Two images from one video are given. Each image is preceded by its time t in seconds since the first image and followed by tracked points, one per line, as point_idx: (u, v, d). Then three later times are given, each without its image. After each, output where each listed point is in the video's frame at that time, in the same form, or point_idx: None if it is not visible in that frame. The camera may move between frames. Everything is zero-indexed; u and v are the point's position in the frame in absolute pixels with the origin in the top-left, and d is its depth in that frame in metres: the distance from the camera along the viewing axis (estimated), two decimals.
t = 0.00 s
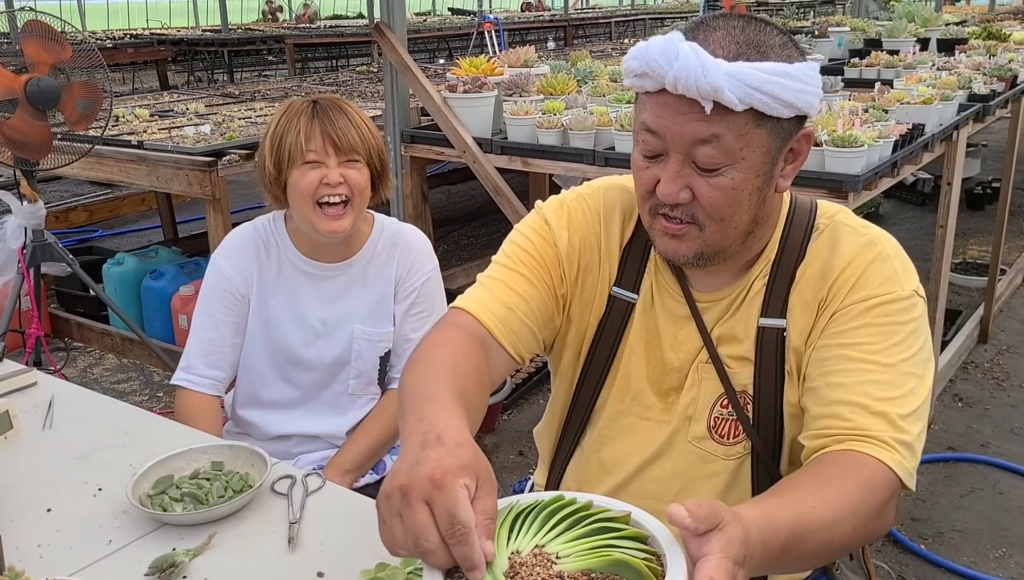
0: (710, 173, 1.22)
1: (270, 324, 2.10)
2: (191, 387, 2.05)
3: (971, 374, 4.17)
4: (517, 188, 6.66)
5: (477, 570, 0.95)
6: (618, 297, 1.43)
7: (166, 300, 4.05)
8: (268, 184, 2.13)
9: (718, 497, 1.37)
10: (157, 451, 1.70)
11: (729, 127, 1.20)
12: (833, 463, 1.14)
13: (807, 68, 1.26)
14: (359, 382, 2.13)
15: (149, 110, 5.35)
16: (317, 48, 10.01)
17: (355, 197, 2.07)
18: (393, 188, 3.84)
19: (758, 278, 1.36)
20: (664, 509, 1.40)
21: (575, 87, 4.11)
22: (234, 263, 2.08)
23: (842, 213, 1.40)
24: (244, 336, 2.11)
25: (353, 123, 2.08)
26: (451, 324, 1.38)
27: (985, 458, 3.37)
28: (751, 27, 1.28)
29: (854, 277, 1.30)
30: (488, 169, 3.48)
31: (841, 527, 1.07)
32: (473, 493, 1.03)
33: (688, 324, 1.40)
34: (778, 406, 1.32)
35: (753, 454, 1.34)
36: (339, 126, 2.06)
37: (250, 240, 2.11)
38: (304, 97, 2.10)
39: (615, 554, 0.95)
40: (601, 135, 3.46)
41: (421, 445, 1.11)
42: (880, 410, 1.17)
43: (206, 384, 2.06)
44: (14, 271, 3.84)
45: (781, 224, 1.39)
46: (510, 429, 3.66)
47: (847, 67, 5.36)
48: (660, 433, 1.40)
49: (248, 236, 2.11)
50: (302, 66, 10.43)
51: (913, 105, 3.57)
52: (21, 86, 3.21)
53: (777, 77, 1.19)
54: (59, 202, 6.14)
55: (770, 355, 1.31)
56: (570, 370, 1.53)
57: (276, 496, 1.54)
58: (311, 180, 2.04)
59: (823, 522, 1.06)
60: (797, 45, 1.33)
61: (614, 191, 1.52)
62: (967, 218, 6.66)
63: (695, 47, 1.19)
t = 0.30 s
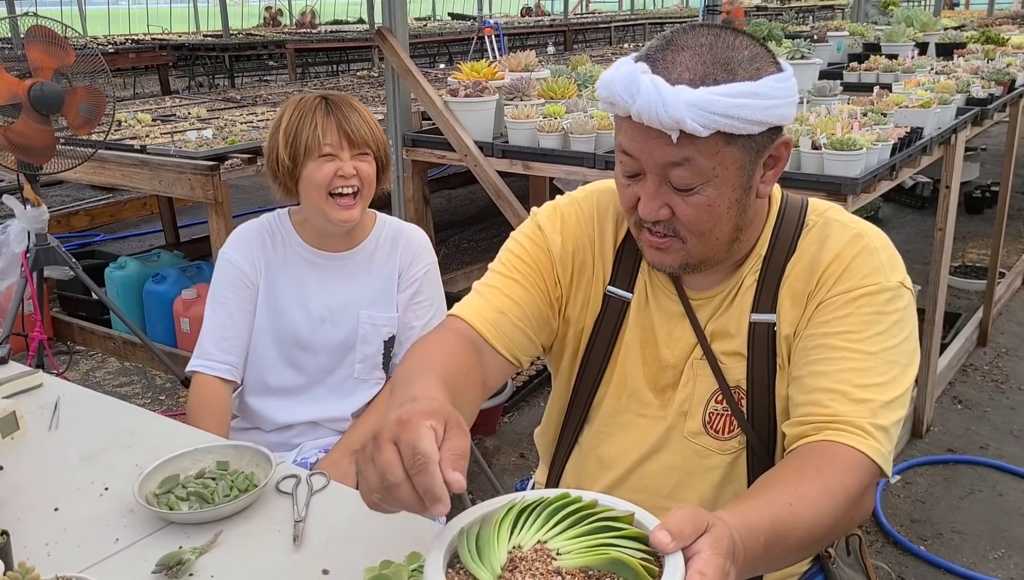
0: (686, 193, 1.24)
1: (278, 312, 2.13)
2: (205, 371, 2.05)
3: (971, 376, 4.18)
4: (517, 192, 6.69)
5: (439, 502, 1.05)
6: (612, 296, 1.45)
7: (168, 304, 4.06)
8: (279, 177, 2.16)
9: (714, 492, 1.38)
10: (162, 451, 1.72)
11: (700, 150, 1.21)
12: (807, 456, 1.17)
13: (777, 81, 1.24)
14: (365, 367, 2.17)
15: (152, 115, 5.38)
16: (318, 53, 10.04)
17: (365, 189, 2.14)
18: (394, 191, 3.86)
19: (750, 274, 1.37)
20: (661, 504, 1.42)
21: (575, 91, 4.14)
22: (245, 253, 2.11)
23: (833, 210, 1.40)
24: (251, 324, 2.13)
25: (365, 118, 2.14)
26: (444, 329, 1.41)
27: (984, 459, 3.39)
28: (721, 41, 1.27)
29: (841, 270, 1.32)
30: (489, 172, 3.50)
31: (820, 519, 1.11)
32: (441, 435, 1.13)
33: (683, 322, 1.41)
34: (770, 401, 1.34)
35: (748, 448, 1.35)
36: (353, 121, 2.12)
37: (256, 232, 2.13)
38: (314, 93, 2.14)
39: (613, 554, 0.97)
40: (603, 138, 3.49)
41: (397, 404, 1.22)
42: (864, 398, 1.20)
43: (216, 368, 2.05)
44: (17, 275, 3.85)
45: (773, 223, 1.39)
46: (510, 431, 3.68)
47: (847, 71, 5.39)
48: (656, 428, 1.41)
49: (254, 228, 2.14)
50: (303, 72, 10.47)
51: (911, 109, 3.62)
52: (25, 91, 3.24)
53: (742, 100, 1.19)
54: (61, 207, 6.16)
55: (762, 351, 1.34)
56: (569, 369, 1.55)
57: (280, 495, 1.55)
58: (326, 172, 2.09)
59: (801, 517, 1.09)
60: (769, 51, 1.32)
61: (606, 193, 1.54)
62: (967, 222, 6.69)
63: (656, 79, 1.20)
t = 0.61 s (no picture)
0: (678, 199, 1.25)
1: (277, 311, 2.15)
2: (204, 366, 2.10)
3: (971, 379, 4.19)
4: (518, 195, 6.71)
5: (402, 573, 1.17)
6: (609, 298, 1.47)
7: (171, 308, 4.08)
8: (276, 175, 2.20)
9: (712, 491, 1.40)
10: (168, 453, 1.73)
11: (692, 157, 1.22)
12: (804, 454, 1.18)
13: (768, 91, 1.26)
14: (366, 360, 2.18)
15: (154, 120, 5.40)
16: (319, 58, 10.08)
17: (360, 186, 2.18)
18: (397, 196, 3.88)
19: (748, 276, 1.39)
20: (660, 503, 1.43)
21: (576, 95, 4.16)
22: (244, 254, 2.15)
23: (830, 211, 1.42)
24: (250, 325, 2.16)
25: (360, 118, 2.19)
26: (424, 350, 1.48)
27: (984, 461, 3.40)
28: (714, 49, 1.29)
29: (837, 268, 1.33)
30: (491, 176, 3.52)
31: (824, 517, 1.12)
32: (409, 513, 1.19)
33: (681, 323, 1.42)
34: (768, 402, 1.35)
35: (745, 449, 1.37)
36: (348, 120, 2.17)
37: (254, 235, 2.17)
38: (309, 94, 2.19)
39: (607, 556, 0.97)
40: (604, 142, 3.51)
41: (373, 459, 1.24)
42: (856, 389, 1.21)
43: (217, 362, 2.09)
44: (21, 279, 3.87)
45: (771, 224, 1.41)
46: (512, 434, 3.69)
47: (847, 75, 5.41)
48: (654, 428, 1.43)
49: (253, 231, 2.18)
50: (304, 76, 10.51)
51: (910, 112, 3.65)
52: (30, 96, 3.25)
53: (731, 109, 1.20)
54: (63, 211, 6.19)
55: (759, 350, 1.35)
56: (569, 367, 1.57)
57: (286, 496, 1.57)
58: (322, 169, 2.13)
59: (804, 519, 1.10)
60: (761, 58, 1.33)
61: (601, 202, 1.55)
62: (967, 224, 6.71)
63: (646, 88, 1.23)
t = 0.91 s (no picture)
0: (685, 180, 1.26)
1: (270, 313, 2.16)
2: (203, 374, 2.13)
3: (972, 378, 4.20)
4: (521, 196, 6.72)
5: None
6: (609, 294, 1.48)
7: (174, 308, 4.09)
8: (268, 172, 2.19)
9: (713, 485, 1.40)
10: (174, 451, 1.74)
11: (702, 135, 1.23)
12: (804, 443, 1.18)
13: (776, 78, 1.28)
14: (361, 359, 2.18)
15: (158, 121, 5.42)
16: (321, 59, 10.09)
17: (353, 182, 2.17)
18: (399, 196, 3.89)
19: (748, 271, 1.40)
20: (661, 497, 1.44)
21: (578, 95, 4.17)
22: (237, 258, 2.17)
23: (829, 206, 1.42)
24: (245, 328, 2.18)
25: (353, 116, 2.19)
26: (446, 368, 1.54)
27: (986, 460, 3.40)
28: (725, 37, 1.31)
29: (835, 259, 1.34)
30: (493, 176, 3.53)
31: (830, 507, 1.12)
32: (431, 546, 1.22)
33: (681, 318, 1.43)
34: (769, 397, 1.36)
35: (746, 444, 1.37)
36: (340, 117, 2.16)
37: (245, 239, 2.19)
38: (302, 91, 2.18)
39: (606, 551, 0.97)
40: (606, 141, 3.53)
41: (404, 492, 1.27)
42: (852, 372, 1.22)
43: (218, 373, 2.14)
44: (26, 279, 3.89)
45: (770, 219, 1.42)
46: (514, 434, 3.70)
47: (848, 75, 5.42)
48: (655, 423, 1.44)
49: (245, 235, 2.20)
50: (306, 78, 10.52)
51: (912, 111, 3.66)
52: (34, 98, 3.27)
53: (743, 89, 1.22)
54: (67, 213, 6.21)
55: (759, 345, 1.36)
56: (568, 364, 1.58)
57: (291, 492, 1.58)
58: (314, 166, 2.12)
59: (811, 511, 1.10)
60: (771, 52, 1.35)
61: (603, 202, 1.55)
62: (969, 224, 6.71)
63: (662, 63, 1.23)
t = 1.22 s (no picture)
0: (706, 170, 1.26)
1: (259, 311, 2.17)
2: (202, 382, 2.15)
3: (975, 376, 4.20)
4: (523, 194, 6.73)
5: (409, 460, 1.18)
6: (619, 291, 1.49)
7: (178, 307, 4.10)
8: (251, 168, 2.20)
9: (719, 483, 1.41)
10: (179, 448, 1.75)
11: (726, 124, 1.24)
12: (804, 441, 1.16)
13: (803, 72, 1.29)
14: (350, 357, 2.18)
15: (161, 120, 5.43)
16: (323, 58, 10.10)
17: (338, 180, 2.17)
18: (402, 195, 3.90)
19: (756, 270, 1.40)
20: (668, 494, 1.44)
21: (581, 94, 4.17)
22: (224, 261, 2.18)
23: (838, 206, 1.43)
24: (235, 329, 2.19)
25: (335, 112, 2.18)
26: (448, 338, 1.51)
27: (989, 458, 3.40)
28: (751, 32, 1.32)
29: (843, 256, 1.34)
30: (496, 175, 3.54)
31: (834, 505, 1.09)
32: (422, 408, 1.28)
33: (690, 317, 1.44)
34: (776, 395, 1.36)
35: (752, 442, 1.37)
36: (323, 115, 2.16)
37: (231, 238, 2.20)
38: (283, 87, 2.18)
39: (609, 548, 0.97)
40: (609, 140, 3.53)
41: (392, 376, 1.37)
42: (856, 364, 1.21)
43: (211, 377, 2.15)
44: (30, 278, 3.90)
45: (781, 219, 1.42)
46: (517, 432, 3.71)
47: (850, 73, 5.42)
48: (662, 421, 1.44)
49: (233, 235, 2.21)
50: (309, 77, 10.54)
51: (914, 109, 3.65)
52: (38, 97, 3.28)
53: (772, 79, 1.23)
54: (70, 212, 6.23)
55: (766, 344, 1.36)
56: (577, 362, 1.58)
57: (296, 490, 1.59)
58: (297, 166, 2.13)
59: (815, 508, 1.07)
60: (796, 50, 1.36)
61: (614, 195, 1.57)
62: (972, 222, 6.70)
63: (693, 49, 1.24)
